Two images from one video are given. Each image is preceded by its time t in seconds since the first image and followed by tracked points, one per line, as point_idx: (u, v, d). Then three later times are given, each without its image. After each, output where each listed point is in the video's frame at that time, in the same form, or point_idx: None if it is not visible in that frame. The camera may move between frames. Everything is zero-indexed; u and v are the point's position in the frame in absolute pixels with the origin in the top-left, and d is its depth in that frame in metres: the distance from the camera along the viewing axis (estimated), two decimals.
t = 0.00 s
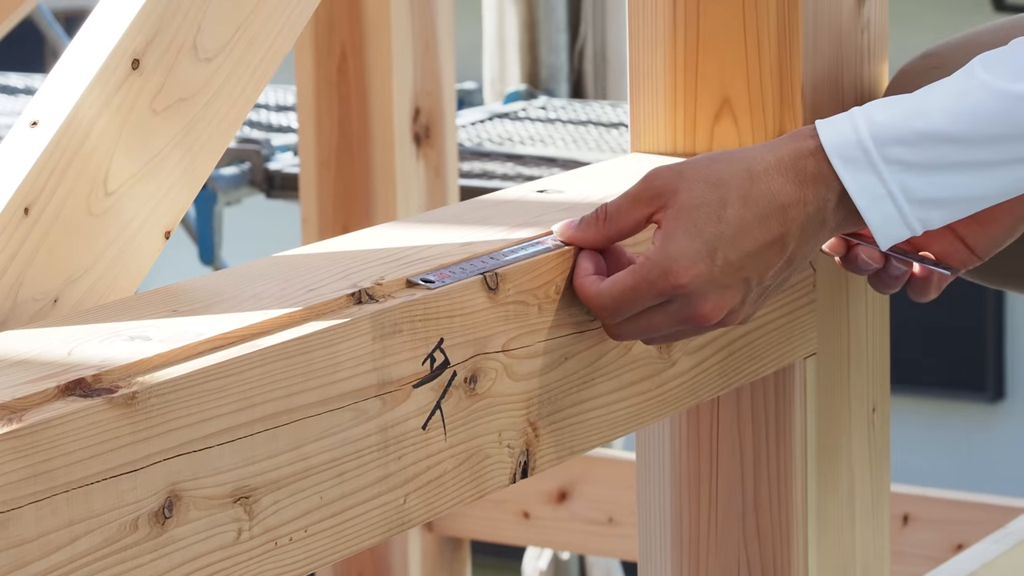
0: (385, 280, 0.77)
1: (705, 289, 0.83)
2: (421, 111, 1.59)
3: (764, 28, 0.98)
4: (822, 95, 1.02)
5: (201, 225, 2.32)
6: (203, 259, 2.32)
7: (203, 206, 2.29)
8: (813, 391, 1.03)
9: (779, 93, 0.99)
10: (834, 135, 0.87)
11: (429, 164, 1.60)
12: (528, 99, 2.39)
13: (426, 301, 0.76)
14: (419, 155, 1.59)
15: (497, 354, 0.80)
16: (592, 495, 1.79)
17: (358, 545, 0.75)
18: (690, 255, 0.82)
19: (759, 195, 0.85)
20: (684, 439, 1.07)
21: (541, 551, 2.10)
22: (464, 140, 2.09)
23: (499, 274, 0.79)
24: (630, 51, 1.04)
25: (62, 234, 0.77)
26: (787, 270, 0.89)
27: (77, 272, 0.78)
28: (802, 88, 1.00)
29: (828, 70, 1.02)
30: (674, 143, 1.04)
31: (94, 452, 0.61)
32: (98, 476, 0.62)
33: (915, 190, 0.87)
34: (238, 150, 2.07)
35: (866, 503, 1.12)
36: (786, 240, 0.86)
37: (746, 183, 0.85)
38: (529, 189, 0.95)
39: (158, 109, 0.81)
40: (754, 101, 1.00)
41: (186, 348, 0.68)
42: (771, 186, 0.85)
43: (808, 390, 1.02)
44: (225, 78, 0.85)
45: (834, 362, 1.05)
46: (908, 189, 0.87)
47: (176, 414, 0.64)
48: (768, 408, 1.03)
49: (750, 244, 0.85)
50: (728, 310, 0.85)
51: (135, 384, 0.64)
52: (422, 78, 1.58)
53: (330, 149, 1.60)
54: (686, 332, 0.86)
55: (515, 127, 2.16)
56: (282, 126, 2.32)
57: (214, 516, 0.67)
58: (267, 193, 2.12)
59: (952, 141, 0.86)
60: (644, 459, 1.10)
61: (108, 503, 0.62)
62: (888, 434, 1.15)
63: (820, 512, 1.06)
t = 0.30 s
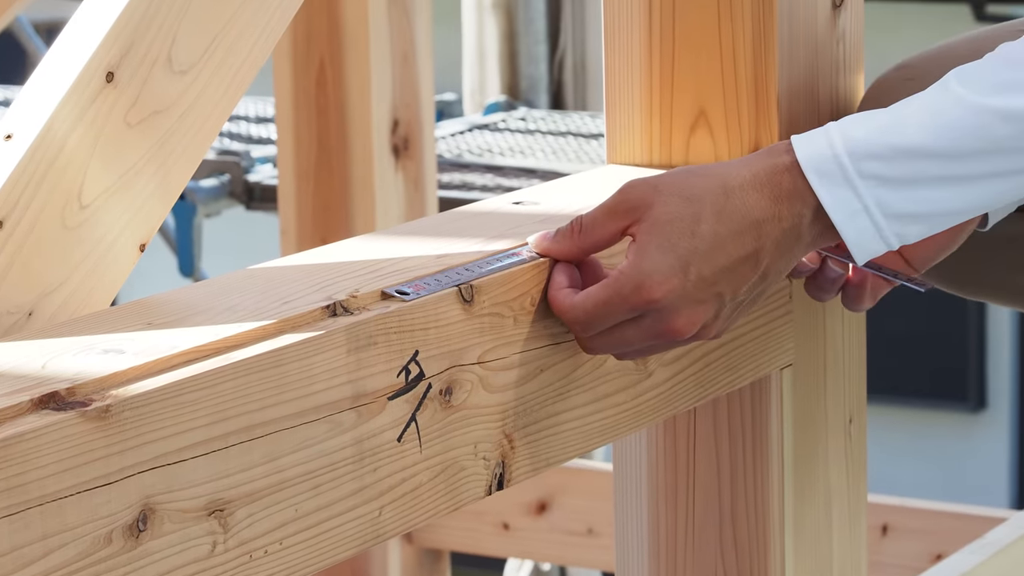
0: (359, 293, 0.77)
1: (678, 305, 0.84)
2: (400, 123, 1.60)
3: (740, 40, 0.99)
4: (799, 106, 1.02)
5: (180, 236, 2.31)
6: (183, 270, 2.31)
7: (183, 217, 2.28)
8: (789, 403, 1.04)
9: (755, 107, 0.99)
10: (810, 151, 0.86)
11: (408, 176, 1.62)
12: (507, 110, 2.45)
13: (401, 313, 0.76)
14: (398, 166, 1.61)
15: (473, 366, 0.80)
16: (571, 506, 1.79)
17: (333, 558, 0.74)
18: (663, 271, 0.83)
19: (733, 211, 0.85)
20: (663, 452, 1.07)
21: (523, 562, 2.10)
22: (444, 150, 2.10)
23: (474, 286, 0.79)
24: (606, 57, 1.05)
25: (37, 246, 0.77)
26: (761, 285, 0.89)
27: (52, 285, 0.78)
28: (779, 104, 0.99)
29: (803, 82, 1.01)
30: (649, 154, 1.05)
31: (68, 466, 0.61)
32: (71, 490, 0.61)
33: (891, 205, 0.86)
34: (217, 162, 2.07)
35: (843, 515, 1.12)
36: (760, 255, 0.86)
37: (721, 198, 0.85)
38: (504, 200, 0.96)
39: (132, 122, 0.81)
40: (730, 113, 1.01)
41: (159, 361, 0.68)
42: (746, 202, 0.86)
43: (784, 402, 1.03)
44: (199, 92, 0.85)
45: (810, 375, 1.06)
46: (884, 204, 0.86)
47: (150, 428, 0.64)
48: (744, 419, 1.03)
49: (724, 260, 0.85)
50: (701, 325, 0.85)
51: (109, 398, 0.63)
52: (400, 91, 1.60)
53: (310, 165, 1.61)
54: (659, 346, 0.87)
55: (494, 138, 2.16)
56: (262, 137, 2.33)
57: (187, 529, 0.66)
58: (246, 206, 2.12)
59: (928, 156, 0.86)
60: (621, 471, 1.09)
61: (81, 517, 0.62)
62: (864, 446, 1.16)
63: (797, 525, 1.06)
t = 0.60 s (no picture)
0: (334, 302, 0.77)
1: (667, 318, 0.84)
2: (377, 131, 1.62)
3: (715, 48, 0.99)
4: (775, 112, 1.02)
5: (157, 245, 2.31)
6: (162, 281, 2.31)
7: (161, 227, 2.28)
8: (766, 411, 1.03)
9: (730, 114, 1.00)
10: (791, 175, 0.87)
11: (386, 185, 1.65)
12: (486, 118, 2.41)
13: (376, 322, 0.75)
14: (376, 175, 1.63)
15: (447, 375, 0.80)
16: (550, 515, 1.78)
17: (309, 566, 0.74)
18: (653, 285, 0.83)
19: (721, 230, 0.86)
20: (637, 462, 1.08)
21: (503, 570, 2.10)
22: (422, 159, 2.10)
23: (449, 295, 0.79)
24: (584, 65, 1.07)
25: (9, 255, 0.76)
26: (745, 307, 0.89)
27: (25, 295, 0.78)
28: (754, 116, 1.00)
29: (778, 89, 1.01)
30: (626, 163, 1.06)
31: (40, 477, 0.60)
32: (45, 500, 0.60)
33: (873, 224, 0.87)
34: (194, 171, 2.08)
35: (820, 522, 1.13)
36: (749, 275, 0.87)
37: (709, 218, 0.86)
38: (479, 209, 0.96)
39: (106, 131, 0.81)
40: (705, 121, 1.02)
41: (134, 371, 0.67)
42: (733, 222, 0.86)
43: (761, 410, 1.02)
44: (173, 102, 0.85)
45: (788, 384, 1.06)
46: (865, 223, 0.87)
47: (123, 437, 0.63)
48: (720, 428, 1.03)
49: (712, 277, 0.85)
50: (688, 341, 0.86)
51: (82, 408, 0.62)
52: (377, 100, 1.62)
53: (285, 168, 1.63)
54: (642, 363, 0.87)
55: (473, 146, 2.16)
56: (240, 146, 2.35)
57: (162, 539, 0.66)
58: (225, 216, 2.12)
59: (910, 174, 0.86)
60: (598, 482, 1.10)
61: (55, 526, 0.61)
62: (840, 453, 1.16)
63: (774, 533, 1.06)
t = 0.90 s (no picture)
0: (304, 308, 0.77)
1: (626, 322, 0.85)
2: (350, 138, 1.63)
3: (684, 54, 1.00)
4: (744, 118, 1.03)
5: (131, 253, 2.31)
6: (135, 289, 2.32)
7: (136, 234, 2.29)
8: (737, 416, 1.04)
9: (701, 121, 1.01)
10: (757, 191, 0.88)
11: (358, 191, 1.65)
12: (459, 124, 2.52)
13: (346, 329, 0.75)
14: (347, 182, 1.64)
15: (418, 381, 0.80)
16: (524, 521, 1.78)
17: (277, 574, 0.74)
18: (614, 288, 0.83)
19: (686, 242, 0.86)
20: (610, 467, 1.08)
21: None
22: (395, 166, 2.10)
23: (419, 301, 0.79)
24: (553, 72, 1.07)
25: None
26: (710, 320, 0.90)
27: None
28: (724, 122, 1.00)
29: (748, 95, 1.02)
30: (596, 170, 1.06)
31: (9, 484, 0.59)
32: (15, 508, 0.59)
33: (838, 240, 0.88)
34: (167, 178, 2.10)
35: (791, 529, 1.13)
36: (710, 289, 0.88)
37: (676, 228, 0.86)
38: (449, 216, 0.96)
39: (74, 140, 0.81)
40: (676, 127, 1.02)
41: (104, 379, 0.66)
42: (699, 235, 0.87)
43: (731, 416, 1.03)
44: (142, 110, 0.85)
45: (757, 388, 1.06)
46: (830, 239, 0.88)
47: (92, 445, 0.63)
48: (691, 432, 1.04)
49: (675, 286, 0.86)
50: (647, 348, 0.86)
51: (51, 415, 0.62)
52: (349, 105, 1.63)
53: (258, 176, 1.63)
54: (601, 367, 0.87)
55: (445, 153, 2.17)
56: (213, 153, 2.35)
57: (132, 546, 0.65)
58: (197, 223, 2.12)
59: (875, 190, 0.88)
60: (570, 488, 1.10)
61: (24, 535, 0.60)
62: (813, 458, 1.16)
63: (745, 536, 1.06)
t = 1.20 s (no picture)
0: (277, 312, 0.77)
1: (592, 340, 0.85)
2: (324, 142, 1.64)
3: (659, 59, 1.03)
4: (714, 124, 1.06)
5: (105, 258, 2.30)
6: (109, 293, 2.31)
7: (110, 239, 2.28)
8: (712, 420, 1.04)
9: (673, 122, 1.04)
10: (731, 202, 0.89)
11: (331, 196, 1.65)
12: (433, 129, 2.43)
13: (319, 332, 0.75)
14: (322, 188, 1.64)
15: (391, 385, 0.80)
16: (500, 526, 1.78)
17: None
18: (579, 305, 0.84)
19: (656, 255, 0.87)
20: (585, 471, 1.08)
21: None
22: (370, 171, 2.10)
23: (392, 305, 0.79)
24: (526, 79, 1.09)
25: None
26: (679, 332, 0.91)
27: None
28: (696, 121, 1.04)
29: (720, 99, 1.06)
30: (570, 173, 1.08)
31: None
32: None
33: (812, 250, 0.89)
34: (142, 183, 2.08)
35: (766, 533, 1.13)
36: (678, 304, 0.89)
37: (645, 243, 0.87)
38: (423, 220, 0.96)
39: (48, 142, 0.81)
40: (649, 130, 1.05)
41: (76, 383, 0.66)
42: (669, 250, 0.88)
43: (706, 421, 1.03)
44: (114, 113, 0.85)
45: (731, 394, 1.07)
46: (805, 250, 0.89)
47: (65, 449, 0.62)
48: (666, 437, 1.04)
49: (641, 303, 0.87)
50: (612, 364, 0.87)
51: (23, 419, 0.61)
52: (322, 109, 1.63)
53: (231, 182, 1.63)
54: (565, 379, 0.88)
55: (420, 158, 2.17)
56: (188, 158, 2.34)
57: (105, 551, 0.65)
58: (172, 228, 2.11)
59: (849, 202, 0.88)
60: (545, 491, 1.11)
61: None
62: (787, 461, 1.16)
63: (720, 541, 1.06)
